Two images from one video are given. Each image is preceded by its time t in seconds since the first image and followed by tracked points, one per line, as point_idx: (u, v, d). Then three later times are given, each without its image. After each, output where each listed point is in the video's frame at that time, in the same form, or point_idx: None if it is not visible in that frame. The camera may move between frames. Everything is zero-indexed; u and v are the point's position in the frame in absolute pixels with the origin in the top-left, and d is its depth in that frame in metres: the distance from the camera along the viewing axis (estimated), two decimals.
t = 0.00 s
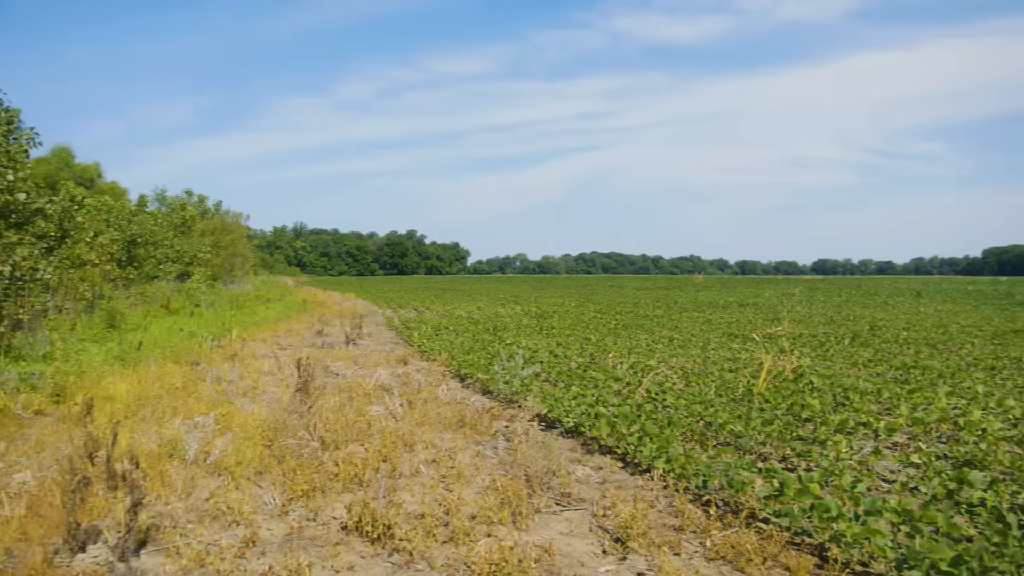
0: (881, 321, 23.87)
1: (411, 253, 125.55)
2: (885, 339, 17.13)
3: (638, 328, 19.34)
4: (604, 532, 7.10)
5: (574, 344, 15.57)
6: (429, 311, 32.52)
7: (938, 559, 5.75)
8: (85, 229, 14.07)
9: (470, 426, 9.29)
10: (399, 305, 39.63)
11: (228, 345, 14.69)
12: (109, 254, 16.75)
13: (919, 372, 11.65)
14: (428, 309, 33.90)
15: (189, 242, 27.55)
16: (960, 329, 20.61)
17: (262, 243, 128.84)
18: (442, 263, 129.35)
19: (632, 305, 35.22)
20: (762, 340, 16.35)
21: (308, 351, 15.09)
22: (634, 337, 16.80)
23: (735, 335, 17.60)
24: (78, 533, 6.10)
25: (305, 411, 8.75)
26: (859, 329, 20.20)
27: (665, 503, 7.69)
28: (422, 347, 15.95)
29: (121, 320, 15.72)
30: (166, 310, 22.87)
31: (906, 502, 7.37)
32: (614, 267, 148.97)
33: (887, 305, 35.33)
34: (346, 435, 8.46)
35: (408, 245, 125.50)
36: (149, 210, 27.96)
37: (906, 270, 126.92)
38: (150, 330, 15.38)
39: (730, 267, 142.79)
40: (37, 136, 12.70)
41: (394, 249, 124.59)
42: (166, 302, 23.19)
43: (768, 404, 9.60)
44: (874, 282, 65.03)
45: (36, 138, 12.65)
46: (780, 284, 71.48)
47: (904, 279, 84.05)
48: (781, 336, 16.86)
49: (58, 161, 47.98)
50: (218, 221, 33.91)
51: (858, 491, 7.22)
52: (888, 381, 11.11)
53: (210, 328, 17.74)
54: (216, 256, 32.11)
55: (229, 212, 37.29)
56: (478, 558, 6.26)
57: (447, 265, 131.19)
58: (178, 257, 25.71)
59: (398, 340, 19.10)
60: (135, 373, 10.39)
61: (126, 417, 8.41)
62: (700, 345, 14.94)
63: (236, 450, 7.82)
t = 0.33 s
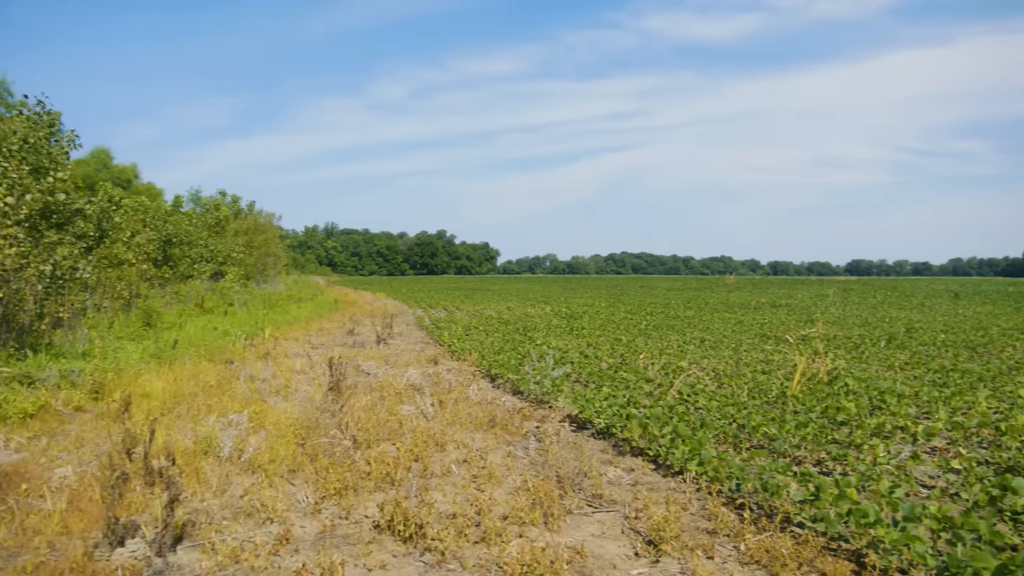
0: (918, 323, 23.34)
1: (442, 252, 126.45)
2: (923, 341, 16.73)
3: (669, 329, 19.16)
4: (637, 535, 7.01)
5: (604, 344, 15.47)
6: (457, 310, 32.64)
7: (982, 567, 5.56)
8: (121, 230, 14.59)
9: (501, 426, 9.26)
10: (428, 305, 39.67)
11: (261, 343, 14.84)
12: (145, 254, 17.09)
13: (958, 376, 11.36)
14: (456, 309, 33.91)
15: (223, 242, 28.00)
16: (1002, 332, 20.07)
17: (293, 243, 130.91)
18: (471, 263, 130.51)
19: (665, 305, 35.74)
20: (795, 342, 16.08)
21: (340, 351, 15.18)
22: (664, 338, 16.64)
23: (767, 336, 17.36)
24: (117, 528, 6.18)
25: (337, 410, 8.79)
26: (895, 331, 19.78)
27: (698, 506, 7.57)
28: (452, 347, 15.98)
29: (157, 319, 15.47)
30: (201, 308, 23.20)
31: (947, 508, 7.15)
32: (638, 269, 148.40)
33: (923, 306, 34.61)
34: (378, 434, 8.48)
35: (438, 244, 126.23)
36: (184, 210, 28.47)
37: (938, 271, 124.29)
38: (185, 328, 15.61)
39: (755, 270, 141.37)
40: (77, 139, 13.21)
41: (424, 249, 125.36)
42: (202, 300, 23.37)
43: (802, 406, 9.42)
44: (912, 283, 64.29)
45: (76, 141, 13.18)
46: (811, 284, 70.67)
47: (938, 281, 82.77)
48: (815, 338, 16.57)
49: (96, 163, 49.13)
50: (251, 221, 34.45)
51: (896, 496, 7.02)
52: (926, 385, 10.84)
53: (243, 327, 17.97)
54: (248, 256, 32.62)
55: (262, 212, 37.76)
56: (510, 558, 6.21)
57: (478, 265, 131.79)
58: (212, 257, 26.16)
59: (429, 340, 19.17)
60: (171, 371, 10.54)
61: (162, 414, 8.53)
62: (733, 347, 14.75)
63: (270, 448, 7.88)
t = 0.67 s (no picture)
0: (955, 325, 22.85)
1: (470, 253, 126.75)
2: (961, 344, 16.33)
3: (699, 332, 18.98)
4: (669, 538, 6.92)
5: (633, 346, 15.37)
6: (485, 312, 32.75)
7: None
8: (156, 233, 14.98)
9: (531, 428, 9.23)
10: (462, 305, 41.94)
11: (292, 345, 14.96)
12: (178, 257, 17.37)
13: (998, 380, 11.06)
14: (488, 310, 35.21)
15: (254, 245, 28.38)
16: None
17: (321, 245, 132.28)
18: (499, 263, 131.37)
19: (694, 305, 37.68)
20: (828, 344, 15.82)
21: (370, 352, 15.27)
22: (694, 340, 16.48)
23: (799, 338, 17.09)
24: (153, 526, 6.25)
25: (368, 412, 8.81)
26: (931, 334, 19.38)
27: (731, 510, 7.45)
28: (482, 349, 15.98)
29: (190, 320, 15.72)
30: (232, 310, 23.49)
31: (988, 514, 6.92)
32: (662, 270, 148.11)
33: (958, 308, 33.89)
34: (408, 435, 8.49)
35: (467, 245, 126.72)
36: (216, 213, 28.92)
37: (967, 274, 121.83)
38: (217, 330, 15.80)
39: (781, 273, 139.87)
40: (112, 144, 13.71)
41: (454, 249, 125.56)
42: (233, 302, 23.75)
43: (836, 410, 9.25)
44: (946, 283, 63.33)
45: (111, 146, 13.68)
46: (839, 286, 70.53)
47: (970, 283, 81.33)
48: (848, 340, 16.30)
49: (131, 168, 50.04)
50: (282, 223, 34.86)
51: (935, 502, 6.82)
52: (964, 388, 10.58)
53: (274, 328, 18.15)
54: (279, 259, 33.04)
55: (292, 214, 38.19)
56: (542, 561, 6.16)
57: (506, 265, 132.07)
58: (244, 259, 26.52)
59: (458, 341, 19.17)
60: (204, 372, 10.67)
61: (196, 414, 8.62)
62: (764, 349, 14.55)
63: (302, 448, 7.92)
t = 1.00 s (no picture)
0: (993, 327, 22.32)
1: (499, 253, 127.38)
2: (999, 346, 15.94)
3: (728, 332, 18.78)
4: (700, 541, 6.82)
5: (662, 347, 15.25)
6: (511, 312, 32.73)
7: None
8: (189, 233, 15.31)
9: (560, 429, 9.19)
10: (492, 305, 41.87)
11: (322, 344, 15.05)
12: (209, 257, 17.66)
13: None
14: (516, 310, 35.29)
15: (285, 244, 28.69)
16: None
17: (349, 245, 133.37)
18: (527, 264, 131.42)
19: (723, 305, 37.81)
20: (861, 346, 15.55)
21: (399, 352, 15.35)
22: (724, 341, 16.30)
23: (832, 339, 16.83)
24: (187, 523, 6.34)
25: (397, 411, 8.83)
26: (968, 335, 18.97)
27: (763, 513, 7.32)
28: (510, 348, 15.96)
29: (221, 320, 15.92)
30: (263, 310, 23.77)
31: None
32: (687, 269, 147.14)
33: (995, 309, 33.14)
34: (437, 435, 8.49)
35: (494, 245, 126.87)
36: (246, 214, 29.32)
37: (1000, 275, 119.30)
38: (248, 329, 15.97)
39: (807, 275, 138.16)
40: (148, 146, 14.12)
41: (482, 249, 126.06)
42: (263, 301, 24.06)
43: (870, 412, 9.06)
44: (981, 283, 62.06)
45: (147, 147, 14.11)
46: (871, 286, 69.29)
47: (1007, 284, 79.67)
48: (881, 342, 16.00)
49: (164, 170, 50.85)
50: (312, 224, 35.15)
51: (974, 508, 6.60)
52: (1004, 391, 10.30)
53: (304, 327, 18.33)
54: (308, 258, 33.40)
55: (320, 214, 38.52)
56: (572, 562, 6.10)
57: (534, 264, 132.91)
58: (274, 259, 26.84)
59: (486, 341, 19.17)
60: (236, 371, 10.79)
61: (228, 412, 8.71)
62: (795, 351, 14.35)
63: (332, 447, 7.96)
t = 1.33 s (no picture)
0: None
1: (526, 252, 128.14)
2: None
3: (758, 332, 18.57)
4: (732, 543, 6.71)
5: (692, 346, 15.13)
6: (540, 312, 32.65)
7: None
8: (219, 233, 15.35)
9: (590, 428, 9.14)
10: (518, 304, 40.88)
11: (351, 342, 15.13)
12: (240, 256, 17.90)
13: None
14: (542, 309, 35.03)
15: (314, 243, 28.96)
16: None
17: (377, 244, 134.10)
18: (554, 264, 131.31)
19: (753, 305, 36.70)
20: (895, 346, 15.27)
21: (427, 350, 15.38)
22: (754, 340, 16.12)
23: (865, 340, 16.56)
24: (221, 518, 6.40)
25: (427, 409, 8.85)
26: (1008, 336, 18.55)
27: (796, 515, 7.19)
28: (538, 347, 15.93)
29: (252, 318, 16.11)
30: (293, 308, 24.02)
31: None
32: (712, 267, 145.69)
33: None
34: (467, 433, 8.48)
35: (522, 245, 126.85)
36: (276, 213, 29.68)
37: None
38: (278, 327, 16.13)
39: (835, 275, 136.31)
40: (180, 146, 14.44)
41: (509, 249, 126.22)
42: (293, 300, 24.34)
43: (905, 414, 8.88)
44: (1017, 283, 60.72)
45: (178, 148, 14.43)
46: (904, 286, 67.53)
47: None
48: (916, 342, 15.70)
49: (196, 170, 51.57)
50: (342, 223, 35.39)
51: (1017, 513, 6.39)
52: None
53: (333, 326, 18.48)
54: (337, 257, 33.71)
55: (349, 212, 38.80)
56: (602, 562, 6.04)
57: (561, 265, 133.69)
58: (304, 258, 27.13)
59: (514, 340, 19.16)
60: (267, 369, 10.90)
61: (260, 410, 8.80)
62: (827, 351, 14.13)
63: (363, 445, 7.99)
